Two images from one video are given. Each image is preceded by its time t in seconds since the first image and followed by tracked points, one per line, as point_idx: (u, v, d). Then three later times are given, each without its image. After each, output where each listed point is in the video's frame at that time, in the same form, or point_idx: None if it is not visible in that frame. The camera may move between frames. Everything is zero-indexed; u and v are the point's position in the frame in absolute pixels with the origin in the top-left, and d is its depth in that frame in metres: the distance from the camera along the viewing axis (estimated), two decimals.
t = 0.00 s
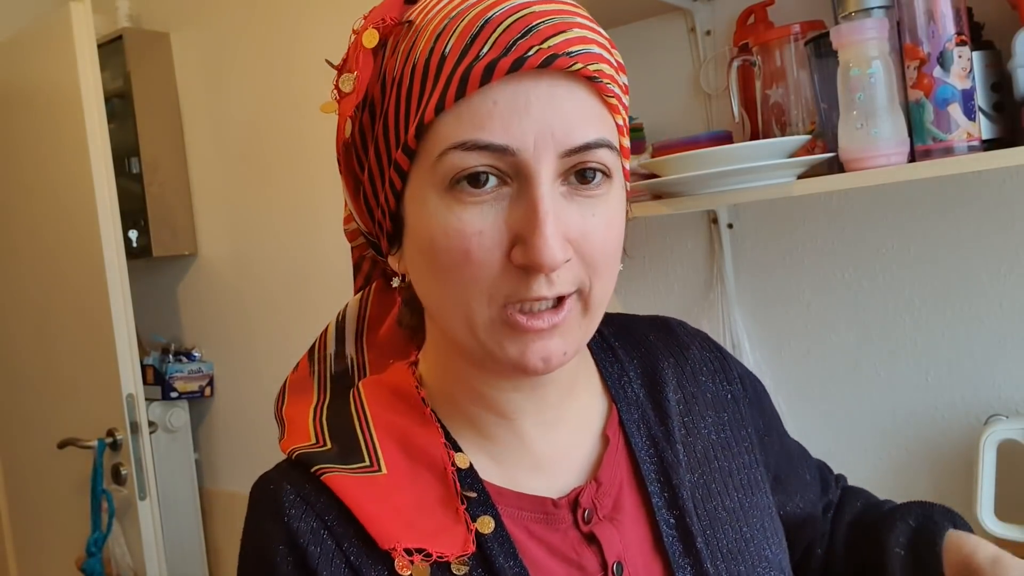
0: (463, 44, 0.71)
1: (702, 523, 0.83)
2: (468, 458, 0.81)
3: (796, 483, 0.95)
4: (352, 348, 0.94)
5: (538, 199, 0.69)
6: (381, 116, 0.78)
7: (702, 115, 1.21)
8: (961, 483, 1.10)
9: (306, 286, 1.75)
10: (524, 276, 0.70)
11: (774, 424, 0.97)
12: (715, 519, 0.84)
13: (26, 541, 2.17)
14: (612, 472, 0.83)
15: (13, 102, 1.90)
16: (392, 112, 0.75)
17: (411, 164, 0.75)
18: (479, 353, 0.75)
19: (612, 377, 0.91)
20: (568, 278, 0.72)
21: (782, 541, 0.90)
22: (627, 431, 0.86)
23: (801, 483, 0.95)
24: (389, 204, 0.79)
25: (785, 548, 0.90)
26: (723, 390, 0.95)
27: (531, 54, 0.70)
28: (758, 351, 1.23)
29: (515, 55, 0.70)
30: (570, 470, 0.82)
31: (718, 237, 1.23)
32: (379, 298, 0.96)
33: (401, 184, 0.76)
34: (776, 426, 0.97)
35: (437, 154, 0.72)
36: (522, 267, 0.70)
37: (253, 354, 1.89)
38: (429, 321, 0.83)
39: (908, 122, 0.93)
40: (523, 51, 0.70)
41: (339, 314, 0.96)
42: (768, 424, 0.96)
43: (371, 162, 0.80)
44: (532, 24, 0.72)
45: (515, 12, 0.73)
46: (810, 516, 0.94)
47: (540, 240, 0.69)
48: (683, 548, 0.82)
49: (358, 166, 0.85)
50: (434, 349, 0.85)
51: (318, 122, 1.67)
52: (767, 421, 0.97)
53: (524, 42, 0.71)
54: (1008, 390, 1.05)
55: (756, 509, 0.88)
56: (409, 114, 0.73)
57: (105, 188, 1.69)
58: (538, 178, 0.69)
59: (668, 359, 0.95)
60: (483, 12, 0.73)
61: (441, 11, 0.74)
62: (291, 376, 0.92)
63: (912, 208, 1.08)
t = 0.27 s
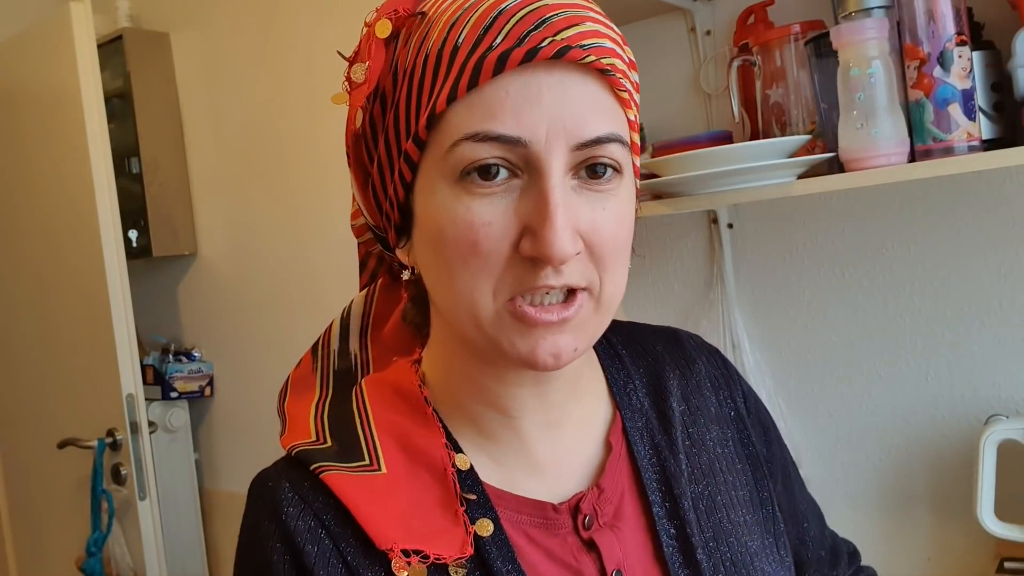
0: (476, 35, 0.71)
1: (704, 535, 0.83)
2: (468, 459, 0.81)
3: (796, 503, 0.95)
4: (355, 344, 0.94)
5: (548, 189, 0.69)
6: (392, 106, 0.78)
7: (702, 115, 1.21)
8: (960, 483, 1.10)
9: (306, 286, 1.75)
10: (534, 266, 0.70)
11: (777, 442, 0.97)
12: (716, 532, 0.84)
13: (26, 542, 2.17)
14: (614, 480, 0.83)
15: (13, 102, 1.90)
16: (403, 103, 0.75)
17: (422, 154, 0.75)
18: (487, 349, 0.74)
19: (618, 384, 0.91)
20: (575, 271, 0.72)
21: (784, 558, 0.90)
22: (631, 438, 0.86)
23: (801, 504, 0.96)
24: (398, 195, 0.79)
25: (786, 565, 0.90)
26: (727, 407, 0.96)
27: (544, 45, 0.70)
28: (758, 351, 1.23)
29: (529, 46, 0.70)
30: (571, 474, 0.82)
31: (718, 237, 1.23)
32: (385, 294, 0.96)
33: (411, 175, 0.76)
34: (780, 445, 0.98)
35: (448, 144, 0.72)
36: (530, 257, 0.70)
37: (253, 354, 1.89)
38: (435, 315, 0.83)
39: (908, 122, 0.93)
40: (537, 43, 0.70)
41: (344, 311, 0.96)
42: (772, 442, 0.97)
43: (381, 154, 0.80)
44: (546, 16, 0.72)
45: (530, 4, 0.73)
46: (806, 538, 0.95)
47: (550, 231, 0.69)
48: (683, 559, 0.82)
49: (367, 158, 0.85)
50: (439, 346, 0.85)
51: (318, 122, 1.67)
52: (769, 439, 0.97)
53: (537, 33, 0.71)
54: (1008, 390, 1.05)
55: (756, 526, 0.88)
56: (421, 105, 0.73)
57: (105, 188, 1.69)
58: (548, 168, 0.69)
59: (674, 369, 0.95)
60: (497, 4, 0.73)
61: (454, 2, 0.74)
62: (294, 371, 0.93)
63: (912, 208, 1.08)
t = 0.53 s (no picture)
0: (501, 34, 0.71)
1: (705, 536, 0.83)
2: (468, 461, 0.81)
3: (802, 503, 0.95)
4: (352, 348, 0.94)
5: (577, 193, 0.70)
6: (406, 103, 0.77)
7: (702, 115, 1.21)
8: (960, 483, 1.10)
9: (306, 286, 1.75)
10: (564, 271, 0.71)
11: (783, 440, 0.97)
12: (719, 533, 0.85)
13: (26, 542, 2.17)
14: (613, 482, 0.83)
15: (13, 102, 1.90)
16: (421, 100, 0.75)
17: (441, 154, 0.74)
18: (507, 352, 0.75)
19: (620, 384, 0.91)
20: (602, 274, 0.73)
21: (789, 559, 0.90)
22: (632, 438, 0.86)
23: (807, 503, 0.96)
24: (411, 195, 0.77)
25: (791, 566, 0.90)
26: (733, 404, 0.95)
27: (573, 46, 0.70)
28: (758, 351, 1.23)
29: (558, 48, 0.70)
30: (570, 474, 0.82)
31: (718, 237, 1.23)
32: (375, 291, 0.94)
33: (427, 174, 0.75)
34: (788, 444, 0.97)
35: (472, 146, 0.71)
36: (561, 261, 0.70)
37: (253, 354, 1.89)
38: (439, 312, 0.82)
39: (908, 122, 0.93)
40: (565, 44, 0.70)
41: (335, 314, 0.95)
42: (777, 440, 0.96)
43: (392, 150, 0.79)
44: (569, 16, 0.72)
45: (552, 3, 0.72)
46: (812, 537, 0.95)
47: (582, 235, 0.69)
48: (683, 561, 0.82)
49: (373, 154, 0.83)
50: (442, 345, 0.84)
51: (318, 122, 1.67)
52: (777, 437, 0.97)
53: (563, 34, 0.70)
54: (1008, 391, 1.05)
55: (760, 526, 0.88)
56: (441, 104, 0.73)
57: (105, 188, 1.69)
58: (576, 172, 0.70)
59: (677, 368, 0.95)
60: (519, 2, 0.72)
61: None
62: (294, 380, 0.94)
63: (912, 208, 1.08)
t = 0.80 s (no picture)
0: (554, 41, 0.69)
1: (706, 534, 0.83)
2: (468, 462, 0.81)
3: (801, 501, 0.95)
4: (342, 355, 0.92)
5: (628, 200, 0.70)
6: (444, 107, 0.72)
7: (702, 115, 1.21)
8: (961, 483, 1.10)
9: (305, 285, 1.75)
10: (612, 275, 0.72)
11: (782, 439, 0.97)
12: (719, 531, 0.85)
13: (25, 542, 2.17)
14: (614, 479, 0.83)
15: (13, 102, 1.90)
16: (465, 105, 0.71)
17: (486, 160, 0.71)
18: (545, 359, 0.74)
19: (619, 383, 0.91)
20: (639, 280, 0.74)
21: (789, 557, 0.90)
22: (631, 437, 0.86)
23: (805, 502, 0.95)
24: (446, 203, 0.74)
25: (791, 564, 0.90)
26: (731, 403, 0.95)
27: (626, 57, 0.70)
28: (757, 351, 1.23)
29: (613, 58, 0.69)
30: (572, 473, 0.82)
31: (718, 237, 1.23)
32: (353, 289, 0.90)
33: (467, 180, 0.72)
34: (785, 443, 0.97)
35: (527, 154, 0.69)
36: (608, 268, 0.71)
37: (253, 354, 1.89)
38: (449, 309, 0.81)
39: (908, 122, 0.93)
40: (619, 55, 0.70)
41: (313, 326, 0.92)
42: (776, 439, 0.96)
43: (421, 157, 0.75)
44: (612, 23, 0.71)
45: (593, 9, 0.72)
46: (811, 535, 0.95)
47: (634, 243, 0.70)
48: (684, 559, 0.82)
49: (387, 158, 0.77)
50: (444, 343, 0.84)
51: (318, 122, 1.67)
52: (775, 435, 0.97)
53: (615, 44, 0.70)
54: (1008, 391, 1.05)
55: (759, 524, 0.88)
56: (490, 112, 0.70)
57: (105, 187, 1.69)
58: (628, 184, 0.70)
59: (675, 367, 0.95)
60: (564, 7, 0.71)
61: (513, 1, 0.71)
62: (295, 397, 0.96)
63: (912, 208, 1.08)
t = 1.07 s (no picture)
0: (602, 91, 0.69)
1: (700, 534, 0.83)
2: (467, 459, 0.81)
3: (799, 501, 0.94)
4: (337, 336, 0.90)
5: (651, 249, 0.71)
6: (478, 139, 0.71)
7: (702, 115, 1.21)
8: (961, 483, 1.10)
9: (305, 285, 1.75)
10: (623, 316, 0.73)
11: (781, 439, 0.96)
12: (714, 532, 0.85)
13: (25, 542, 2.17)
14: (610, 476, 0.83)
15: (14, 102, 1.90)
16: (501, 142, 0.71)
17: (517, 199, 0.71)
18: (546, 378, 0.76)
19: (616, 384, 0.91)
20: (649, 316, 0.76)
21: (786, 558, 0.90)
22: (628, 437, 0.86)
23: (804, 503, 0.95)
24: (468, 230, 0.73)
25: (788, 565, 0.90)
26: (729, 403, 0.95)
27: (670, 112, 0.71)
28: (756, 351, 1.23)
29: (659, 114, 0.70)
30: (569, 470, 0.83)
31: (718, 237, 1.23)
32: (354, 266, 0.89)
33: (495, 216, 0.72)
34: (784, 444, 0.96)
35: (560, 204, 0.69)
36: (621, 309, 0.73)
37: (253, 354, 1.89)
38: (452, 318, 0.82)
39: (908, 122, 0.93)
40: (663, 110, 0.71)
41: (309, 304, 0.91)
42: (775, 438, 0.95)
43: (446, 182, 0.73)
44: (657, 70, 0.72)
45: (642, 54, 0.71)
46: (810, 535, 0.94)
47: (651, 291, 0.71)
48: (678, 559, 0.82)
49: (408, 175, 0.76)
50: (447, 343, 0.85)
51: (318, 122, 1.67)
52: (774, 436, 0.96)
53: (660, 98, 0.71)
54: (1008, 391, 1.06)
55: (754, 525, 0.88)
56: (528, 153, 0.70)
57: (105, 187, 1.68)
58: (653, 237, 0.71)
59: (673, 367, 0.95)
60: (614, 52, 0.70)
61: (562, 38, 0.70)
62: (283, 374, 0.93)
63: (912, 208, 1.08)
